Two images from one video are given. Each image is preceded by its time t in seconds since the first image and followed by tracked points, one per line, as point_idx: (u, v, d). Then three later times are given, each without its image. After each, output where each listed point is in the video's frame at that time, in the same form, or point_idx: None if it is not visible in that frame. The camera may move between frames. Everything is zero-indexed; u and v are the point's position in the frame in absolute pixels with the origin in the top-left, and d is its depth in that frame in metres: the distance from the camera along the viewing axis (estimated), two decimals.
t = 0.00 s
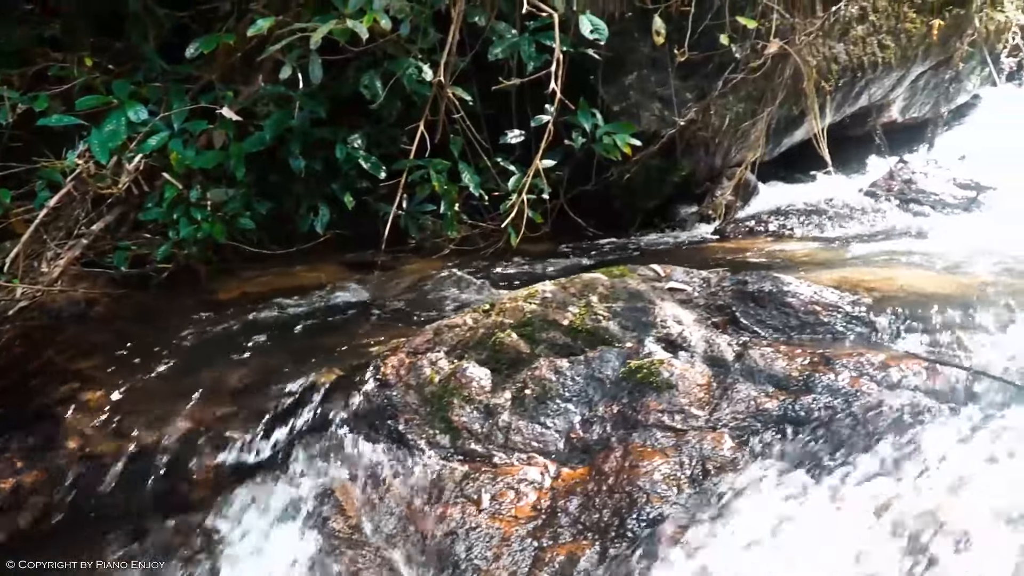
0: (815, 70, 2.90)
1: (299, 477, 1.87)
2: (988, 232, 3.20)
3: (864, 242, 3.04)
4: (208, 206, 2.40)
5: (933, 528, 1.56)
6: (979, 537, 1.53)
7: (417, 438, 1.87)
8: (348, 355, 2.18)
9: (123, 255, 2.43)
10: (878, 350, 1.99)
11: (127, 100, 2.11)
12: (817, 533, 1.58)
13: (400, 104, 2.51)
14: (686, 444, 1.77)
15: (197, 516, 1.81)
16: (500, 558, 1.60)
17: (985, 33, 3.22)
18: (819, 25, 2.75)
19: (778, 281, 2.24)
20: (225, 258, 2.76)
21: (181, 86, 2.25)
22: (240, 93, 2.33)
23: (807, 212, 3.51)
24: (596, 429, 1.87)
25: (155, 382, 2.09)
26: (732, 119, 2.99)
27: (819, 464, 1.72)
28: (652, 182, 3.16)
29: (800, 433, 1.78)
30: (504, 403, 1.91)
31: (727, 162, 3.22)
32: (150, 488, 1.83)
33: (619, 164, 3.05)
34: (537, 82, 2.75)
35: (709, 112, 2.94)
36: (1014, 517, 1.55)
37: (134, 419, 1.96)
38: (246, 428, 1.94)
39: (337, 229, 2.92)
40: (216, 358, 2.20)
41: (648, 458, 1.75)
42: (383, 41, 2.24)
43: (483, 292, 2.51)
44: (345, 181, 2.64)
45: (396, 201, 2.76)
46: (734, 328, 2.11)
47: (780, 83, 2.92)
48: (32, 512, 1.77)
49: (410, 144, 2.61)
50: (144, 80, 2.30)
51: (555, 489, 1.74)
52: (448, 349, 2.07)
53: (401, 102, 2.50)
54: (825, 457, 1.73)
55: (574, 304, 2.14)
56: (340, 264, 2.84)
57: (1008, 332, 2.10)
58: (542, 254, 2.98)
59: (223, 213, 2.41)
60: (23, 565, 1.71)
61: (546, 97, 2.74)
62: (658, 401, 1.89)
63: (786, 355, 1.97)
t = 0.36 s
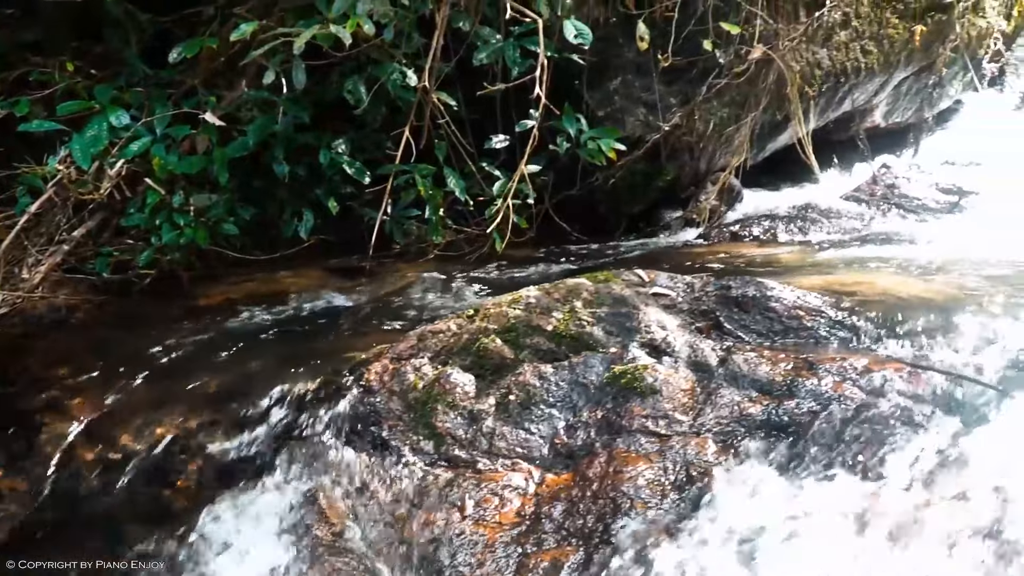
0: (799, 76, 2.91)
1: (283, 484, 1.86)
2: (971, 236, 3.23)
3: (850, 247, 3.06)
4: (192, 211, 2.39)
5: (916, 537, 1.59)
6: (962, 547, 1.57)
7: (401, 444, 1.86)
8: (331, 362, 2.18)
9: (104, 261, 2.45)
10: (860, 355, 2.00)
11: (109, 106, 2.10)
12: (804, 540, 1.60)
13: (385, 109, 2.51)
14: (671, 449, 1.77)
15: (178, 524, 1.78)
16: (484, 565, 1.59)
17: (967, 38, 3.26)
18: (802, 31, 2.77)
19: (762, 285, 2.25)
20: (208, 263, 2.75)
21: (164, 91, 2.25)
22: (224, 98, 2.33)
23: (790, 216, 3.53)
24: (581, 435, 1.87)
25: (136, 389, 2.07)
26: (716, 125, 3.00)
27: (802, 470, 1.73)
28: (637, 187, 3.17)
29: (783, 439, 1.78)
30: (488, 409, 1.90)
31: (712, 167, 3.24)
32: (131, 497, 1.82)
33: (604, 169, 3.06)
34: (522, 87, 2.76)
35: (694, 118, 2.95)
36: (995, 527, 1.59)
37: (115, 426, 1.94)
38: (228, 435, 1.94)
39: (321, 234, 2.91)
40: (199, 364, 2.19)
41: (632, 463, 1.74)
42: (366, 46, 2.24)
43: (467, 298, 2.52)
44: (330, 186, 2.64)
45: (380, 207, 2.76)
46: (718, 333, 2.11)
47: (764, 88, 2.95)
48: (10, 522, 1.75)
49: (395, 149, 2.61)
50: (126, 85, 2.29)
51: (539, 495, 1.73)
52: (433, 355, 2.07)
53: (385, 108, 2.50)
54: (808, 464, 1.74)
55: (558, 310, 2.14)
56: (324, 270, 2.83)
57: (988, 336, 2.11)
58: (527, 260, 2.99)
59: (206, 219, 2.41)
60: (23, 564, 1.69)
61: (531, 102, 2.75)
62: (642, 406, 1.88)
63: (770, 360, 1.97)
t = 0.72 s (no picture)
0: (783, 81, 2.91)
1: (269, 491, 1.84)
2: (953, 242, 3.26)
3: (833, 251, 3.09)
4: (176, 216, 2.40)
5: (906, 546, 1.61)
6: (952, 556, 1.60)
7: (384, 450, 1.85)
8: (314, 367, 2.16)
9: (87, 267, 2.43)
10: (844, 359, 2.00)
11: (91, 110, 2.10)
12: (788, 543, 1.62)
13: (370, 114, 2.51)
14: (655, 454, 1.77)
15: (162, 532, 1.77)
16: (469, 572, 1.59)
17: (948, 44, 3.26)
18: (785, 36, 2.78)
19: (746, 290, 2.26)
20: (192, 268, 2.73)
21: (147, 96, 2.25)
22: (208, 103, 2.32)
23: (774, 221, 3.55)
24: (566, 440, 1.86)
25: (118, 394, 2.06)
26: (700, 130, 3.01)
27: (789, 475, 1.72)
28: (623, 191, 3.18)
29: (766, 443, 1.78)
30: (473, 414, 1.90)
31: (697, 171, 3.25)
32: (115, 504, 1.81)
33: (589, 174, 3.07)
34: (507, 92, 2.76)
35: (679, 122, 2.96)
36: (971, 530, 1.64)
37: (96, 431, 1.92)
38: (213, 441, 1.92)
39: (306, 239, 2.90)
40: (182, 370, 2.18)
41: (617, 469, 1.74)
42: (351, 51, 2.25)
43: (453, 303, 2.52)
44: (315, 191, 2.63)
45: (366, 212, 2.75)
46: (703, 337, 2.11)
47: (749, 93, 2.94)
48: None
49: (381, 153, 2.61)
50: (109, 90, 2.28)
51: (524, 501, 1.72)
52: (417, 360, 2.06)
53: (371, 112, 2.50)
54: (795, 468, 1.73)
55: (543, 315, 2.14)
56: (309, 275, 2.82)
57: (967, 340, 2.13)
58: (513, 265, 2.98)
59: (190, 223, 2.43)
60: (22, 565, 1.76)
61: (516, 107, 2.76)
62: (627, 411, 1.88)
63: (754, 364, 1.97)
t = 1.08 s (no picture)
0: (766, 86, 2.95)
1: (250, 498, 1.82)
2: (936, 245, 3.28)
3: (816, 255, 3.11)
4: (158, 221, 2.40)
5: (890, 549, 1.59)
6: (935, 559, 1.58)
7: (369, 456, 1.85)
8: (297, 374, 2.15)
9: (69, 273, 2.41)
10: (827, 364, 2.01)
11: (73, 115, 2.08)
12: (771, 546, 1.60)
13: (354, 119, 2.51)
14: (639, 459, 1.76)
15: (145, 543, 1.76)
16: None
17: (931, 49, 3.36)
18: (769, 41, 2.84)
19: (730, 294, 2.26)
20: (174, 274, 2.72)
21: (130, 102, 2.24)
22: (191, 108, 2.31)
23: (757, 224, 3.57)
24: (550, 445, 1.86)
25: (98, 402, 2.03)
26: (685, 134, 3.01)
27: (778, 477, 1.72)
28: (607, 196, 3.20)
29: (750, 448, 1.78)
30: (457, 420, 1.89)
31: (681, 176, 3.27)
32: (96, 513, 1.79)
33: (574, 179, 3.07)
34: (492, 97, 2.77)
35: (664, 127, 2.96)
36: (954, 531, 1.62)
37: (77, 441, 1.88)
38: (195, 448, 1.90)
39: (289, 244, 2.89)
40: (164, 377, 2.16)
41: (601, 474, 1.73)
42: (335, 56, 2.25)
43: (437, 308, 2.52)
44: (298, 197, 2.63)
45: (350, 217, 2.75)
46: (687, 342, 2.12)
47: (733, 98, 2.98)
48: None
49: (365, 159, 2.61)
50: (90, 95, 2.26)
51: (508, 507, 1.71)
52: (401, 366, 2.06)
53: (355, 117, 2.50)
54: (784, 470, 1.74)
55: (527, 320, 2.14)
56: (293, 281, 2.81)
57: (947, 344, 2.15)
58: (498, 270, 2.99)
59: (173, 229, 2.42)
60: (23, 564, 1.73)
61: (501, 112, 2.76)
62: (611, 416, 1.88)
63: (738, 369, 1.98)
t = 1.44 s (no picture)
0: (753, 90, 2.97)
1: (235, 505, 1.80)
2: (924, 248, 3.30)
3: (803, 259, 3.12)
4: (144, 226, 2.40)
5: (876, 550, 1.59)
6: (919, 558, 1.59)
7: (356, 462, 1.85)
8: (283, 379, 2.15)
9: (54, 277, 2.39)
10: (811, 367, 2.02)
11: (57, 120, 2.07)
12: (758, 548, 1.59)
13: (340, 123, 2.51)
14: (626, 463, 1.76)
15: (125, 548, 1.72)
16: None
17: (916, 53, 3.40)
18: (756, 46, 2.87)
19: (716, 298, 2.26)
20: (160, 279, 2.70)
21: (115, 107, 2.24)
22: (176, 112, 2.30)
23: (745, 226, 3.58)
24: (537, 450, 1.86)
25: (82, 407, 2.02)
26: (672, 138, 3.04)
27: (764, 480, 1.73)
28: (595, 200, 3.20)
29: (736, 452, 1.79)
30: (444, 425, 1.89)
31: (669, 180, 3.29)
32: (78, 520, 1.76)
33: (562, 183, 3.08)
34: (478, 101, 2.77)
35: (650, 130, 2.98)
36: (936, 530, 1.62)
37: (59, 448, 1.85)
38: (180, 454, 1.88)
39: (276, 249, 2.88)
40: (149, 383, 2.14)
41: (589, 478, 1.73)
42: (321, 60, 2.25)
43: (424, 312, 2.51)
44: (285, 201, 2.63)
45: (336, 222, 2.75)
46: (673, 346, 2.12)
47: (719, 103, 3.01)
48: None
49: (352, 163, 2.61)
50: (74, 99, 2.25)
51: (496, 512, 1.71)
52: (388, 371, 2.07)
53: (341, 122, 2.50)
54: (769, 474, 1.74)
55: (515, 325, 2.14)
56: (280, 286, 2.80)
57: (931, 347, 2.17)
58: (485, 274, 2.99)
59: (159, 234, 2.42)
60: (22, 564, 1.67)
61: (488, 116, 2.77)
62: (598, 420, 1.88)
63: (724, 373, 1.98)
